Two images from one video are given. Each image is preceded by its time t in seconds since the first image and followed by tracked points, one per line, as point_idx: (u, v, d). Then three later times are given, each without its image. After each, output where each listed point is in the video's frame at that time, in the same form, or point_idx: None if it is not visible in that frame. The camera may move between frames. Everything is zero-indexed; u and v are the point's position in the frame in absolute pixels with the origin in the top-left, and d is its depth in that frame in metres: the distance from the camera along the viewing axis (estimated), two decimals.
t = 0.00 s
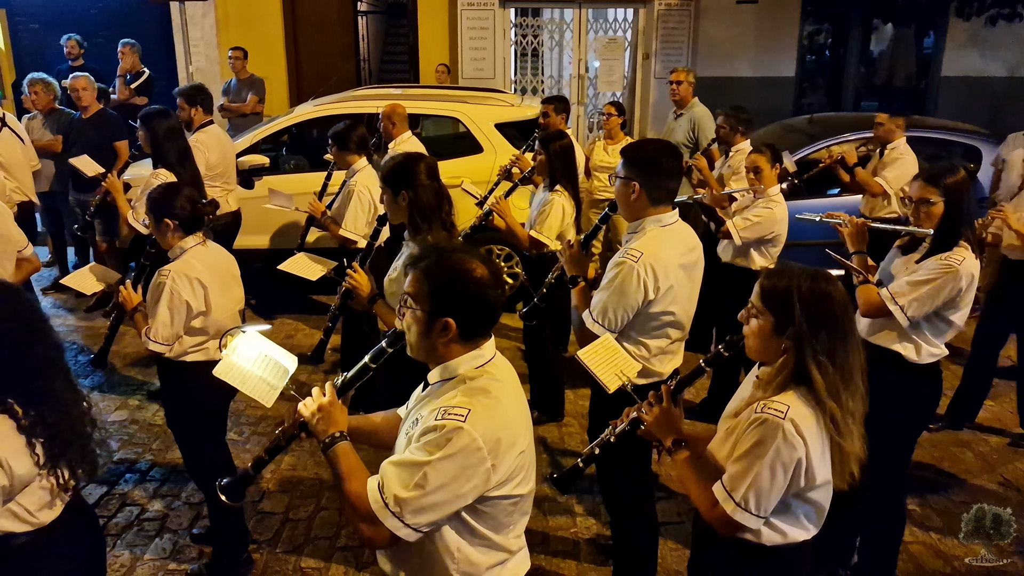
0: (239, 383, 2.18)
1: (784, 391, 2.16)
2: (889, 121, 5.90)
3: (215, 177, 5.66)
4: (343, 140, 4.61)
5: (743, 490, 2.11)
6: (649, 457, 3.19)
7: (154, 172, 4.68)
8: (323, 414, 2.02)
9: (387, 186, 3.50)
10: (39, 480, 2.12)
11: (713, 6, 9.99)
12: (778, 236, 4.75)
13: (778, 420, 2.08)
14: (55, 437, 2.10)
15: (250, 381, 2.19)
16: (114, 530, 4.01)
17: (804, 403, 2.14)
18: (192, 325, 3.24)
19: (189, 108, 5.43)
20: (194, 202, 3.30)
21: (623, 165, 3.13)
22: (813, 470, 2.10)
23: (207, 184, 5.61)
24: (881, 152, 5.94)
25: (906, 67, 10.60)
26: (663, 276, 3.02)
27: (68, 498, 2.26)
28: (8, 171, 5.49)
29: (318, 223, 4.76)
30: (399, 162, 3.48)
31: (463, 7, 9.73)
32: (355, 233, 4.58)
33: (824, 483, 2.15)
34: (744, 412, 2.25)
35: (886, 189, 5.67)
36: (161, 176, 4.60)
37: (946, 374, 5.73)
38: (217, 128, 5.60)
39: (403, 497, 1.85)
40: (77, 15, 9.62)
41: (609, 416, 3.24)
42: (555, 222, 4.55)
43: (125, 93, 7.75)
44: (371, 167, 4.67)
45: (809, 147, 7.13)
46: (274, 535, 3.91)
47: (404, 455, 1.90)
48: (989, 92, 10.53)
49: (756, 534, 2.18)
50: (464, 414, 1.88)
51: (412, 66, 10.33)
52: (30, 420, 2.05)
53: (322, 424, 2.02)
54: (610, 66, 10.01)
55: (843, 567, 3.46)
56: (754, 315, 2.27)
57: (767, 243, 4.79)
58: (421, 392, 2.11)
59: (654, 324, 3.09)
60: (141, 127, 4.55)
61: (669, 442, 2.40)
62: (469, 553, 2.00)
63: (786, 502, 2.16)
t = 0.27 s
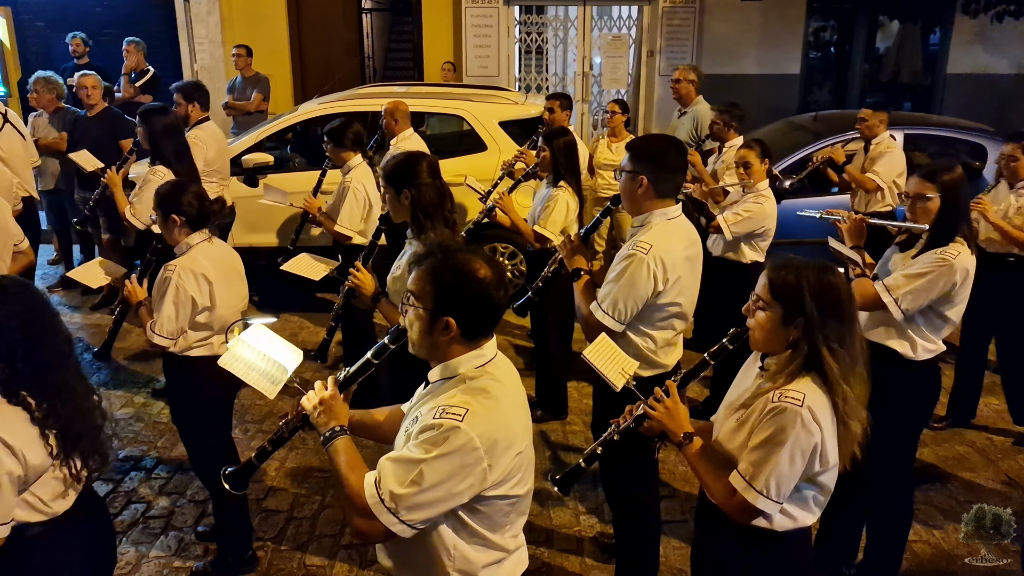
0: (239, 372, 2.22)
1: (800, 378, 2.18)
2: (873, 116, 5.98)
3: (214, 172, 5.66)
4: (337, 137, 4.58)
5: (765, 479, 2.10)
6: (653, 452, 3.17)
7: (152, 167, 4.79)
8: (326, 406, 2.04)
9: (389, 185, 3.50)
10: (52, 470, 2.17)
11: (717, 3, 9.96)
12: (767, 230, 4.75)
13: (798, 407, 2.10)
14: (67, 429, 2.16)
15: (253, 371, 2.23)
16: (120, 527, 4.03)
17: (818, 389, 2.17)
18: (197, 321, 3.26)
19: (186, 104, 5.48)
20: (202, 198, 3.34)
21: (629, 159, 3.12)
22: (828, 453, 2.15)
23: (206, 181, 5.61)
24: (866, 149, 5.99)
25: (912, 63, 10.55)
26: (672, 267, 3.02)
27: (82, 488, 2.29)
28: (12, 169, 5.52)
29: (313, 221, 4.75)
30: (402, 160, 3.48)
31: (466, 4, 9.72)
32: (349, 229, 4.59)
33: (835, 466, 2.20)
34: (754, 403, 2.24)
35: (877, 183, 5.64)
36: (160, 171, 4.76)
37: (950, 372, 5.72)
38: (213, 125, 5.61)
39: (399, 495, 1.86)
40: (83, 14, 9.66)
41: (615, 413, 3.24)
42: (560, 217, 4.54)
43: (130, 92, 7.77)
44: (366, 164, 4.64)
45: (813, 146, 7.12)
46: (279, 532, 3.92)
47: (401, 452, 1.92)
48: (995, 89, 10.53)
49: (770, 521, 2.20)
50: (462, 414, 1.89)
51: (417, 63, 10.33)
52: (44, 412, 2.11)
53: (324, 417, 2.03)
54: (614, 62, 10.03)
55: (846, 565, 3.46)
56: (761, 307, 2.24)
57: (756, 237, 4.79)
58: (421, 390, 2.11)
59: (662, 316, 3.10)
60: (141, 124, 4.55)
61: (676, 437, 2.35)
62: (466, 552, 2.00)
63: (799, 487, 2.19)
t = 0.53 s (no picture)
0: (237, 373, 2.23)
1: (807, 370, 2.18)
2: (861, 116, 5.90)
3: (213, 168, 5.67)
4: (332, 135, 4.58)
5: (781, 472, 2.10)
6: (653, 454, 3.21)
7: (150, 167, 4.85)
8: (324, 407, 2.05)
9: (390, 185, 3.50)
10: (57, 462, 2.18)
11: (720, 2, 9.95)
12: (761, 228, 4.74)
13: (809, 401, 2.10)
14: (71, 420, 2.17)
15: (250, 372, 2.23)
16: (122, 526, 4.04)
17: (825, 381, 2.18)
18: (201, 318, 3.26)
19: (183, 101, 5.49)
20: (207, 196, 3.32)
21: (633, 155, 3.11)
22: (836, 444, 2.16)
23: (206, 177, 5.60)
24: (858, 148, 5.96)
25: (916, 60, 10.53)
26: (679, 260, 3.04)
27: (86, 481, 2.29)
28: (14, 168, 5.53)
29: (308, 219, 4.73)
30: (402, 160, 3.49)
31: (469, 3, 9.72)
32: (346, 225, 4.59)
33: (841, 456, 2.22)
34: (762, 397, 2.24)
35: (878, 182, 5.65)
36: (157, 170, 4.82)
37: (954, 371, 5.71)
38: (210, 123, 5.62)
39: (394, 494, 1.87)
40: (86, 12, 9.67)
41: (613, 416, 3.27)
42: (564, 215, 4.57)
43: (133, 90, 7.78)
44: (361, 162, 4.63)
45: (816, 145, 7.12)
46: (280, 531, 3.93)
47: (397, 452, 1.92)
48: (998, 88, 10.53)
49: (779, 513, 2.21)
50: (456, 414, 1.90)
51: (419, 62, 10.32)
52: (47, 406, 2.12)
53: (322, 417, 2.05)
54: (617, 61, 9.69)
55: (847, 564, 3.46)
56: (762, 304, 2.23)
57: (750, 235, 4.77)
58: (417, 390, 2.11)
59: (670, 307, 3.12)
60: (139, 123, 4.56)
61: (684, 437, 2.27)
62: (466, 550, 2.01)
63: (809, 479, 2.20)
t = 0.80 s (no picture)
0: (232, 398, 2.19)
1: (806, 365, 2.17)
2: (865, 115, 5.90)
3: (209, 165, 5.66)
4: (325, 132, 4.59)
5: (783, 469, 2.08)
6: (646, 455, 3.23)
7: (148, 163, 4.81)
8: (321, 423, 2.02)
9: (387, 184, 3.50)
10: (38, 461, 2.19)
11: None
12: (757, 225, 4.72)
13: (809, 397, 2.09)
14: (54, 419, 2.18)
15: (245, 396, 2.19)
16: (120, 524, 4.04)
17: (823, 376, 2.17)
18: (197, 314, 3.30)
19: (178, 99, 5.51)
20: (204, 193, 3.35)
21: (631, 151, 3.09)
22: (836, 440, 2.16)
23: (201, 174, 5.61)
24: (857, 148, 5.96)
25: (919, 57, 10.50)
26: (682, 253, 3.04)
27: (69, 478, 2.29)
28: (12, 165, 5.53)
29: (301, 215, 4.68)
30: (400, 158, 3.50)
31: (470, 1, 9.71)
32: (343, 221, 4.61)
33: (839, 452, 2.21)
34: (760, 394, 2.22)
35: (882, 179, 5.62)
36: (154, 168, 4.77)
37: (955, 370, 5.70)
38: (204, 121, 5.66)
39: (395, 505, 1.85)
40: (88, 11, 9.68)
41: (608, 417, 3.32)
42: (563, 212, 4.54)
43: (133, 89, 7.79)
44: (354, 158, 4.65)
45: (817, 143, 7.10)
46: (279, 529, 3.92)
47: (392, 462, 1.91)
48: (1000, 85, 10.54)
49: (779, 511, 2.20)
50: (449, 419, 1.88)
51: (420, 60, 10.31)
52: (27, 404, 2.13)
53: (319, 434, 2.02)
54: (618, 58, 9.83)
55: (847, 564, 3.44)
56: (758, 301, 2.22)
57: (745, 232, 4.75)
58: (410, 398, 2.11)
59: (674, 298, 3.13)
60: (134, 121, 4.55)
61: (682, 437, 2.22)
62: (466, 553, 2.00)
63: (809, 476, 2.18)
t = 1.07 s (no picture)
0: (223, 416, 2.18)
1: (802, 368, 2.17)
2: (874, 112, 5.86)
3: (199, 163, 5.69)
4: (316, 130, 4.59)
5: (779, 473, 2.07)
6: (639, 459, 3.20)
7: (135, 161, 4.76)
8: (314, 434, 2.06)
9: (381, 181, 3.51)
10: None
11: None
12: (751, 223, 4.72)
13: (805, 399, 2.08)
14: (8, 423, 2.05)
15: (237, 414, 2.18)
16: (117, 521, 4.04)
17: (820, 378, 2.17)
18: (173, 315, 3.26)
19: (168, 96, 5.46)
20: (181, 194, 3.32)
21: (625, 146, 3.09)
22: (833, 443, 2.15)
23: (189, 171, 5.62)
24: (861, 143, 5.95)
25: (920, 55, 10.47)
26: (681, 243, 3.06)
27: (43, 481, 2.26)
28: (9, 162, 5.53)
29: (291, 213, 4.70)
30: (392, 156, 3.49)
31: None
32: (333, 219, 4.60)
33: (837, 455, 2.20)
34: (757, 397, 2.22)
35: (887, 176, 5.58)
36: (141, 164, 4.71)
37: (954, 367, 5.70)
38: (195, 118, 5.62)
39: (388, 513, 1.85)
40: (88, 9, 9.68)
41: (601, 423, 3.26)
42: (557, 206, 4.57)
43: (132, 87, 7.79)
44: (345, 156, 4.64)
45: (818, 140, 7.09)
46: (276, 526, 3.93)
47: (384, 471, 1.91)
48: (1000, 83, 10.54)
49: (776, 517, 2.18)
50: (437, 423, 1.88)
51: (420, 57, 10.30)
52: None
53: (314, 445, 2.06)
54: (618, 56, 9.74)
55: (843, 562, 3.44)
56: (754, 301, 2.22)
57: (740, 231, 4.75)
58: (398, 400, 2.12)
59: (675, 288, 3.15)
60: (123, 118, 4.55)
61: (677, 441, 2.23)
62: (460, 555, 2.00)
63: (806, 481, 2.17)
